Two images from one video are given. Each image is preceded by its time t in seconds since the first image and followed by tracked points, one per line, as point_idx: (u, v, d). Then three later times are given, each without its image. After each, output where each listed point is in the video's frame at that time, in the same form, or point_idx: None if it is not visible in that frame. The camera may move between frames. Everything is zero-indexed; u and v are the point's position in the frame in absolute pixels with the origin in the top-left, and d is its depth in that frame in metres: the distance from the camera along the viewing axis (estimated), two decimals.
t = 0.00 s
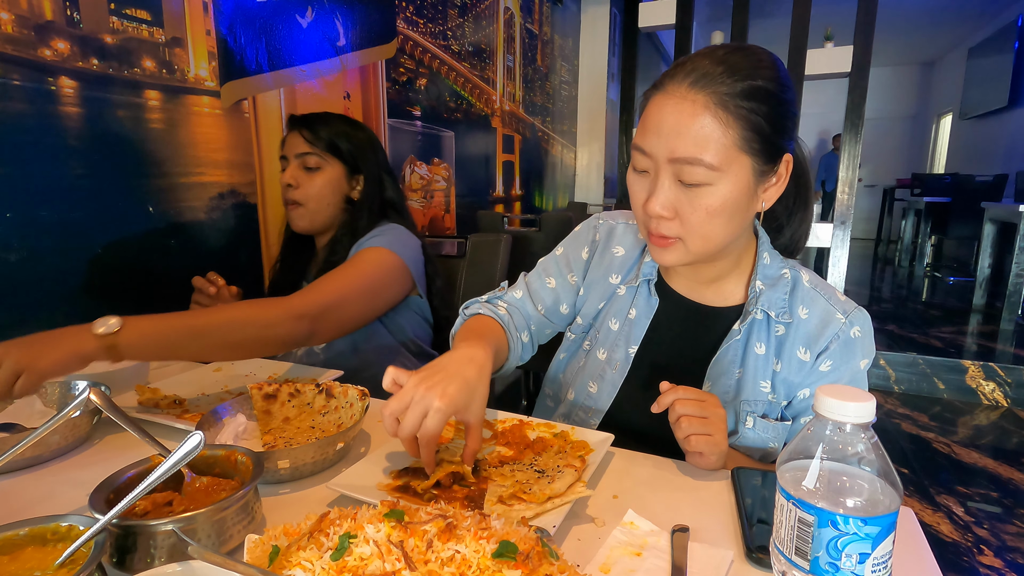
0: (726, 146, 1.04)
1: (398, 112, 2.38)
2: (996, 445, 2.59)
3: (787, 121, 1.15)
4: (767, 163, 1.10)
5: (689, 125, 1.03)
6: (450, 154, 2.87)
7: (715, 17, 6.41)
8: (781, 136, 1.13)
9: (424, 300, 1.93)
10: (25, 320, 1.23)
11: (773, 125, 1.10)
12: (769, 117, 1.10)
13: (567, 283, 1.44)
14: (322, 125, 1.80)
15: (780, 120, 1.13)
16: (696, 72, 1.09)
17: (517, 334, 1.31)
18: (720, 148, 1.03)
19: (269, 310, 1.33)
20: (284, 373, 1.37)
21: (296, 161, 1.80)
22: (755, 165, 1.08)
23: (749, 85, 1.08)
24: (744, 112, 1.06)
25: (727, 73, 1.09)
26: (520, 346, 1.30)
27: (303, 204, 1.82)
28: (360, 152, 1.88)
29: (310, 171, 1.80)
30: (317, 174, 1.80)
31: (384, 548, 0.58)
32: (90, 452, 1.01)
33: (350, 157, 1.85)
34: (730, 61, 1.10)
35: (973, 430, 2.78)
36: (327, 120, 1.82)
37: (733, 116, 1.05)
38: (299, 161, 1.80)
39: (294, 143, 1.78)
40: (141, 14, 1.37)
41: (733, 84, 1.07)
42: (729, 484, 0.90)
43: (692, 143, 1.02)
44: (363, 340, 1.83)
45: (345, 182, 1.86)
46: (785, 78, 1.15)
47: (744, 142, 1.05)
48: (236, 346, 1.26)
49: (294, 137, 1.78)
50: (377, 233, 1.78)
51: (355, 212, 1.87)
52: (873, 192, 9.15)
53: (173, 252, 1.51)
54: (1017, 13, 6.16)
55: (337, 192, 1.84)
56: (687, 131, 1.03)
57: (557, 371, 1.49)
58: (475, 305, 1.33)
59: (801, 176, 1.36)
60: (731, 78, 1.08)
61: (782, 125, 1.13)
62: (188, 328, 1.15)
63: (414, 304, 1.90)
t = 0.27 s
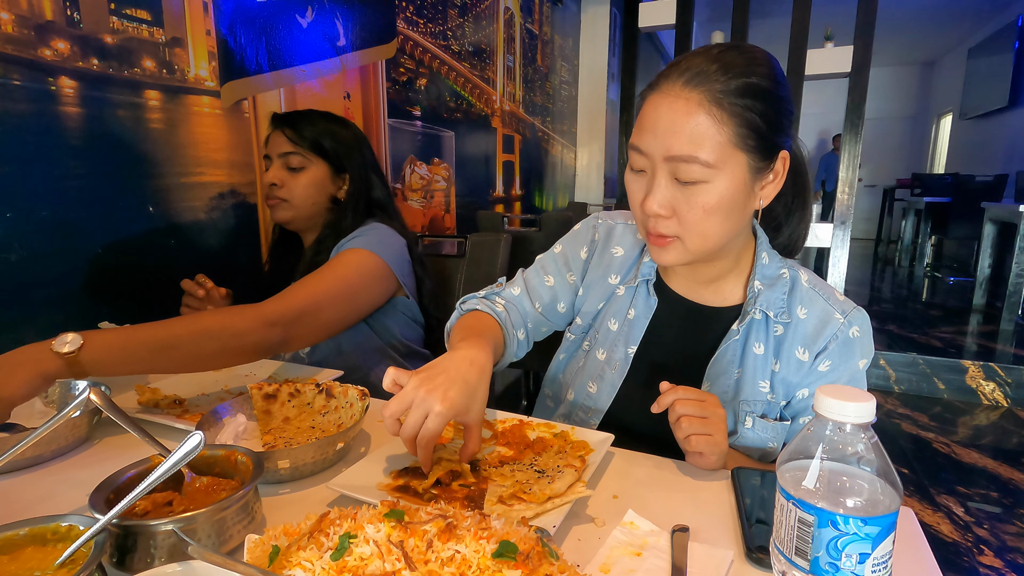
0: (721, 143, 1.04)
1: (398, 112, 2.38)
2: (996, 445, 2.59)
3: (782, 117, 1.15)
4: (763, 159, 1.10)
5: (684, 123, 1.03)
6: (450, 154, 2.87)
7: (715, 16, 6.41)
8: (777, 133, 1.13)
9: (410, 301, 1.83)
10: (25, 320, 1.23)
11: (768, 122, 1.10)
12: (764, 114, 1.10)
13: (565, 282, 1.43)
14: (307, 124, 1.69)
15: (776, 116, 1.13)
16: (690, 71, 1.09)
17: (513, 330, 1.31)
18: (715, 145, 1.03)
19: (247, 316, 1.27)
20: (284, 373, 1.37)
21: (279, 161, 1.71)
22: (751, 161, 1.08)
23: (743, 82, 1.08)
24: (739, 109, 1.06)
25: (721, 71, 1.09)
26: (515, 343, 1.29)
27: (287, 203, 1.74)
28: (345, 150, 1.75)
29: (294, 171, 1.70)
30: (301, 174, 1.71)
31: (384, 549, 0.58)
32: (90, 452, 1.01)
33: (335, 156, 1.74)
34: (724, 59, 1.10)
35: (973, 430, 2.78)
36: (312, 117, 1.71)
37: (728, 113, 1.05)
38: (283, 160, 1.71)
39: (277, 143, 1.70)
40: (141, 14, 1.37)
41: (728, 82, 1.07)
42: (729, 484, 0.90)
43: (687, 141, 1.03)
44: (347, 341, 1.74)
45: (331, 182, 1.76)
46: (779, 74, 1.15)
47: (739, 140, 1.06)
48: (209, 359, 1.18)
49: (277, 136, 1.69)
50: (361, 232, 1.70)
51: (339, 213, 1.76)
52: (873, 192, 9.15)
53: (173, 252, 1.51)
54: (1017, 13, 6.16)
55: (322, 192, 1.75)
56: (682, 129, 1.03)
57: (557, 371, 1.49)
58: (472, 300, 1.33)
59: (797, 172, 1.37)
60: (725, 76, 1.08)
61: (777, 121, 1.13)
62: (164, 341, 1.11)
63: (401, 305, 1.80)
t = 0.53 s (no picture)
0: (717, 132, 1.05)
1: (398, 112, 2.38)
2: (996, 445, 2.59)
3: (779, 108, 1.16)
4: (760, 150, 1.11)
5: (679, 114, 1.05)
6: (450, 154, 2.87)
7: (715, 16, 6.41)
8: (774, 124, 1.14)
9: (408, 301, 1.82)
10: (25, 320, 1.23)
11: (765, 113, 1.11)
12: (759, 104, 1.10)
13: (561, 281, 1.43)
14: (302, 125, 1.67)
15: (772, 108, 1.14)
16: (685, 65, 1.11)
17: (505, 328, 1.31)
18: (710, 133, 1.04)
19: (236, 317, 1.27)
20: (284, 373, 1.37)
21: (275, 163, 1.70)
22: (747, 151, 1.08)
23: (738, 72, 1.09)
24: (734, 99, 1.07)
25: (715, 63, 1.10)
26: (505, 340, 1.30)
27: (283, 206, 1.73)
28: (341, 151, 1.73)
29: (290, 172, 1.69)
30: (297, 176, 1.70)
31: (384, 549, 0.58)
32: (90, 452, 1.01)
33: (330, 157, 1.71)
34: (718, 53, 1.12)
35: (973, 430, 2.78)
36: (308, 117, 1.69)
37: (723, 103, 1.06)
38: (279, 162, 1.70)
39: (272, 144, 1.68)
40: (141, 14, 1.37)
41: (723, 72, 1.09)
42: (729, 484, 0.90)
43: (682, 131, 1.04)
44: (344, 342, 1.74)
45: (328, 183, 1.74)
46: (774, 67, 1.16)
47: (734, 129, 1.06)
48: (203, 359, 1.20)
49: (272, 137, 1.68)
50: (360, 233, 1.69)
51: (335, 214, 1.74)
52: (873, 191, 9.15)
53: (173, 252, 1.51)
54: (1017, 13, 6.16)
55: (319, 193, 1.73)
56: (676, 120, 1.04)
57: (557, 373, 1.48)
58: (465, 295, 1.35)
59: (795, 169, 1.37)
60: (719, 67, 1.09)
61: (774, 113, 1.14)
62: (151, 344, 1.10)
63: (398, 305, 1.80)
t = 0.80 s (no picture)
0: (706, 123, 1.06)
1: (398, 112, 2.38)
2: (996, 445, 2.59)
3: (769, 102, 1.17)
4: (751, 141, 1.11)
5: (669, 107, 1.06)
6: (450, 154, 2.87)
7: (715, 16, 6.42)
8: (763, 117, 1.15)
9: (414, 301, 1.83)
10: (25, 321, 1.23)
11: (754, 105, 1.13)
12: (748, 97, 1.12)
13: (557, 281, 1.44)
14: (308, 125, 1.81)
15: (762, 102, 1.15)
16: (674, 61, 1.13)
17: (501, 328, 1.32)
18: (700, 125, 1.06)
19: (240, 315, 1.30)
20: (284, 373, 1.37)
21: (282, 162, 1.78)
22: (738, 142, 1.09)
23: (725, 66, 1.11)
24: (722, 91, 1.09)
25: (703, 58, 1.12)
26: (501, 340, 1.31)
27: (291, 204, 1.82)
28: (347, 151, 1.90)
29: (297, 171, 1.80)
30: (304, 174, 1.80)
31: (384, 549, 0.58)
32: (90, 453, 1.01)
33: (336, 156, 1.86)
34: (706, 49, 1.14)
35: (973, 430, 2.78)
36: (312, 119, 1.83)
37: (712, 96, 1.08)
38: (286, 161, 1.79)
39: (280, 143, 1.77)
40: (141, 14, 1.37)
41: (710, 66, 1.11)
42: (729, 484, 0.90)
43: (672, 123, 1.05)
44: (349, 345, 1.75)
45: (334, 182, 1.85)
46: (762, 63, 1.18)
47: (724, 121, 1.08)
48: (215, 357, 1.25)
49: (279, 137, 1.76)
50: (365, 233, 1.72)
51: (343, 213, 1.88)
52: (873, 191, 9.15)
53: (173, 252, 1.51)
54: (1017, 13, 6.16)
55: (325, 192, 1.84)
56: (666, 112, 1.06)
57: (556, 374, 1.48)
58: (461, 296, 1.35)
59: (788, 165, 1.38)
60: (707, 62, 1.11)
61: (763, 106, 1.15)
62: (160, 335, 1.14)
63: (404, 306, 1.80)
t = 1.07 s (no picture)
0: (694, 120, 1.06)
1: (398, 112, 2.38)
2: (996, 445, 2.59)
3: (757, 100, 1.17)
4: (739, 135, 1.11)
5: (656, 104, 1.07)
6: (450, 154, 2.87)
7: (716, 16, 6.42)
8: (751, 112, 1.15)
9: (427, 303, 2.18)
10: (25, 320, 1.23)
11: (742, 101, 1.13)
12: (736, 93, 1.12)
13: (556, 277, 1.43)
14: (322, 126, 1.90)
15: (750, 98, 1.15)
16: (661, 61, 1.14)
17: (499, 323, 1.31)
18: (688, 121, 1.06)
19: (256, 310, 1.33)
20: (284, 373, 1.37)
21: (297, 162, 1.85)
22: (727, 138, 1.09)
23: (713, 64, 1.12)
24: (710, 88, 1.09)
25: (690, 57, 1.12)
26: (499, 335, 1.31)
27: (305, 202, 1.89)
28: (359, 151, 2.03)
29: (312, 172, 1.88)
30: (318, 174, 1.90)
31: (384, 549, 0.58)
32: (90, 452, 1.01)
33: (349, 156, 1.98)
34: (694, 48, 1.14)
35: (973, 430, 2.78)
36: (326, 120, 1.92)
37: (700, 93, 1.08)
38: (301, 161, 1.86)
39: (294, 144, 1.83)
40: (141, 14, 1.37)
41: (697, 64, 1.11)
42: (729, 484, 0.90)
43: (660, 120, 1.06)
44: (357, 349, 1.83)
45: (347, 183, 1.99)
46: (749, 60, 1.19)
47: (712, 117, 1.08)
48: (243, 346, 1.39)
49: (295, 138, 1.83)
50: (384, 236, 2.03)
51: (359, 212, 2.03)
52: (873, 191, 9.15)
53: (173, 252, 1.51)
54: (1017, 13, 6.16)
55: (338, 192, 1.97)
56: (654, 110, 1.07)
57: (555, 372, 1.48)
58: (460, 288, 1.32)
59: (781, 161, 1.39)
60: (694, 60, 1.12)
61: (751, 102, 1.15)
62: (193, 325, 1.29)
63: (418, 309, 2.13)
